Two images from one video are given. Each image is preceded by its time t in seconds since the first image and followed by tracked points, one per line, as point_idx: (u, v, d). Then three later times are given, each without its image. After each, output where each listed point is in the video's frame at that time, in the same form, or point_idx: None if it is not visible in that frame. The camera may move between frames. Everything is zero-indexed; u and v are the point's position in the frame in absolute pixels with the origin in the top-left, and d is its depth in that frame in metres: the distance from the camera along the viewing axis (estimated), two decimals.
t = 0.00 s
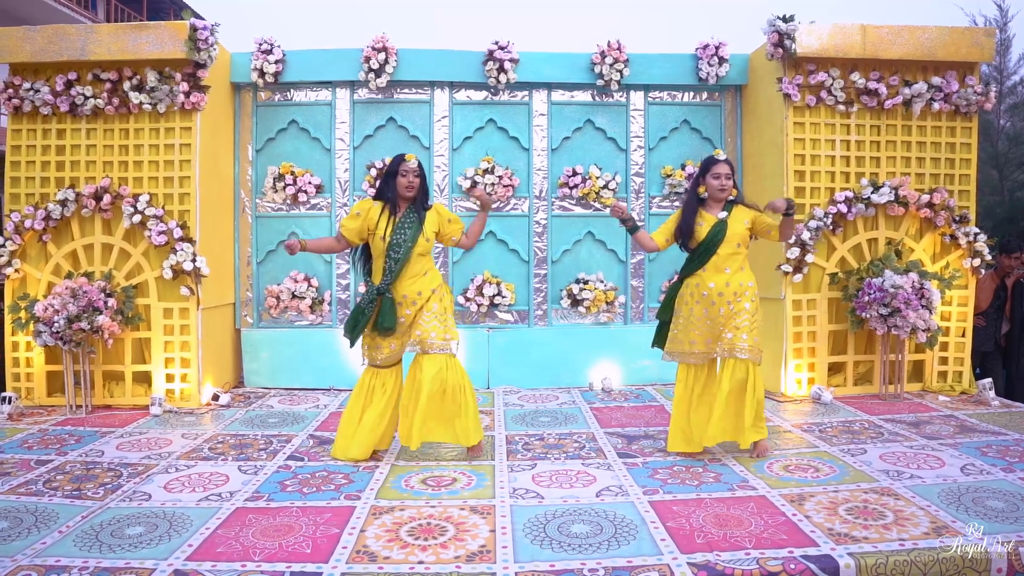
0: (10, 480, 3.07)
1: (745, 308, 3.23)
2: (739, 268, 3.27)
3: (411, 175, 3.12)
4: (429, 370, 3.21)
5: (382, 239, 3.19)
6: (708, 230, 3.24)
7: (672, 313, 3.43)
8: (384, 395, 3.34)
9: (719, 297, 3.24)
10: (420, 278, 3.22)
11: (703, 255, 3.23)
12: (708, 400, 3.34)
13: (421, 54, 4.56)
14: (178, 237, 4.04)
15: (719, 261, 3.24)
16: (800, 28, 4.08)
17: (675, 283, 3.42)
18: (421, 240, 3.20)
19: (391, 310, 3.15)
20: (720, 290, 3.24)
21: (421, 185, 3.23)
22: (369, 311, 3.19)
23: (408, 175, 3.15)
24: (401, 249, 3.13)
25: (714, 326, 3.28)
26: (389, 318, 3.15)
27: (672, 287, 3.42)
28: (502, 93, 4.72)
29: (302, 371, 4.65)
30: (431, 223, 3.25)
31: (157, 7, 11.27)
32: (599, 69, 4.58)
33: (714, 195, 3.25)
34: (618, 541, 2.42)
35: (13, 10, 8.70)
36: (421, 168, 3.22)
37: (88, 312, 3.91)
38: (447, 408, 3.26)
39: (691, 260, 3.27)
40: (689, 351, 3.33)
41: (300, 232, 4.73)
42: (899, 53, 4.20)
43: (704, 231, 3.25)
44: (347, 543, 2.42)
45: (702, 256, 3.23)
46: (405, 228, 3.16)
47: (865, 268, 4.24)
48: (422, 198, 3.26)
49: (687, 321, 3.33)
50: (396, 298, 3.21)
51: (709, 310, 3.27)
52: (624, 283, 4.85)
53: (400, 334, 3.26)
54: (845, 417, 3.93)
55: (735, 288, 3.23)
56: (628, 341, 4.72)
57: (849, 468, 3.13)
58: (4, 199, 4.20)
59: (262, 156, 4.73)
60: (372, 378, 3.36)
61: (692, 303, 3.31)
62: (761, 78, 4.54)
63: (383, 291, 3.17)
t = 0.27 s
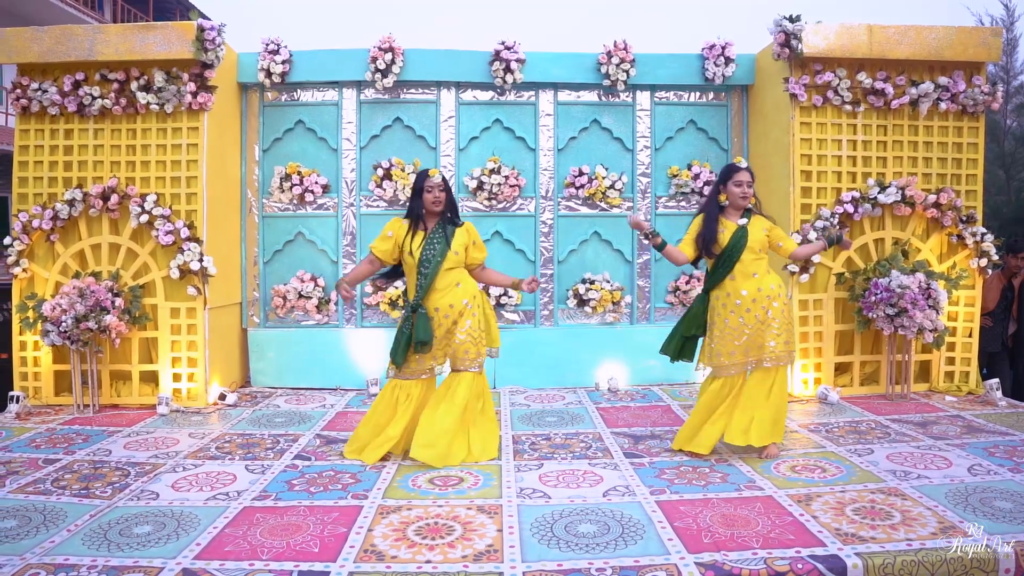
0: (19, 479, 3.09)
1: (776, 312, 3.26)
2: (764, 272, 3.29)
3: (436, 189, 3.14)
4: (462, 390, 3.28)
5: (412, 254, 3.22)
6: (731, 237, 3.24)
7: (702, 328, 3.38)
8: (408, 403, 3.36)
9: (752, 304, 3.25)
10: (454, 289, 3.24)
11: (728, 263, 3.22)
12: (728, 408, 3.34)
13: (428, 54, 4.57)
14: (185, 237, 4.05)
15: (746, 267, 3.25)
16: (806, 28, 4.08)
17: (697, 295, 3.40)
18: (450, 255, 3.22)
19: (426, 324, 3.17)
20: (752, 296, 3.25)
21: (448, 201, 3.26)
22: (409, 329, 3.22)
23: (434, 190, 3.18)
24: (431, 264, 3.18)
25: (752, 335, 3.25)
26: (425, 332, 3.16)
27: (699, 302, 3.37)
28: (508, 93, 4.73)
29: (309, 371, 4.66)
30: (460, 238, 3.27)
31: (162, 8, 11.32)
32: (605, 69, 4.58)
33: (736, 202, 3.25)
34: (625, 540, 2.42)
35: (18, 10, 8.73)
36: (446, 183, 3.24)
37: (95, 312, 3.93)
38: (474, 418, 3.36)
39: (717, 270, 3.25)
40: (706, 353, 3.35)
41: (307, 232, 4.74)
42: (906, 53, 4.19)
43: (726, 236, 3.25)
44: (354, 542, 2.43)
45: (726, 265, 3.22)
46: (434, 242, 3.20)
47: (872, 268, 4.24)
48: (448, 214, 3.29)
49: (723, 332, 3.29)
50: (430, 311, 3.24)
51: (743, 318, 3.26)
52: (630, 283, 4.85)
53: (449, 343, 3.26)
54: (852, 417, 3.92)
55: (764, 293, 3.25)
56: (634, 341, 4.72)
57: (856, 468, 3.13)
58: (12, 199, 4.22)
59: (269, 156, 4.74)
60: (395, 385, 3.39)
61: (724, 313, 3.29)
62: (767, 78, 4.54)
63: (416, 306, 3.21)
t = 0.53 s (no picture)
0: (25, 478, 3.10)
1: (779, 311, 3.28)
2: (773, 271, 3.31)
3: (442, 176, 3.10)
4: (474, 392, 3.29)
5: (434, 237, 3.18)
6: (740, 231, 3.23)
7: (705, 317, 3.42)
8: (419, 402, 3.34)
9: (757, 301, 3.26)
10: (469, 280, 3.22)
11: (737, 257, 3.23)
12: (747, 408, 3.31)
13: (431, 54, 4.58)
14: (189, 237, 4.07)
15: (755, 263, 3.27)
16: (810, 28, 4.08)
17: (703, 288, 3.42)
18: (470, 237, 3.18)
19: (440, 309, 3.14)
20: (759, 293, 3.26)
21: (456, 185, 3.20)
22: (428, 311, 3.17)
23: (440, 177, 3.14)
24: (452, 248, 3.13)
25: (750, 331, 3.27)
26: (439, 317, 3.13)
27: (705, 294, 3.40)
28: (512, 93, 4.74)
29: (313, 371, 4.67)
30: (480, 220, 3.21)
31: (166, 8, 11.36)
32: (609, 69, 4.58)
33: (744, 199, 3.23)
34: (629, 540, 2.43)
35: (22, 11, 8.76)
36: (452, 169, 3.19)
37: (100, 312, 3.94)
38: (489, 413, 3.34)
39: (725, 263, 3.26)
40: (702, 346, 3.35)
41: (311, 232, 4.76)
42: (910, 53, 4.19)
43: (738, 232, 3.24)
44: (359, 541, 2.44)
45: (733, 258, 3.24)
46: (455, 226, 3.15)
47: (876, 268, 4.23)
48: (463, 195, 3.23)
49: (722, 325, 3.30)
50: (444, 296, 3.20)
51: (748, 314, 3.27)
52: (634, 283, 4.85)
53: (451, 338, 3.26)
54: (856, 417, 3.92)
55: (771, 291, 3.26)
56: (638, 341, 4.72)
57: (860, 468, 3.13)
58: (17, 199, 4.23)
59: (273, 156, 4.75)
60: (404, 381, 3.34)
61: (727, 305, 3.30)
62: (771, 78, 4.55)
63: (431, 287, 3.17)
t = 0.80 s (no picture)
0: (29, 477, 3.11)
1: (754, 308, 3.28)
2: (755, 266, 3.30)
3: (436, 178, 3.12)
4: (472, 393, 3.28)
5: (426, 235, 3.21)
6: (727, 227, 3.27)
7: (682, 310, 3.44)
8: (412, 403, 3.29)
9: (734, 295, 3.26)
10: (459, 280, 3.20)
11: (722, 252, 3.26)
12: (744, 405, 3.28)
13: (434, 55, 4.58)
14: (193, 237, 4.08)
15: (737, 259, 3.27)
16: (813, 28, 4.08)
17: (683, 281, 3.45)
18: (463, 237, 3.19)
19: (429, 305, 3.12)
20: (735, 289, 3.26)
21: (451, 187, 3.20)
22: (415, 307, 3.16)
23: (434, 179, 3.15)
24: (442, 246, 3.13)
25: (725, 324, 3.26)
26: (428, 312, 3.11)
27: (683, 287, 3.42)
28: (515, 93, 4.74)
29: (316, 371, 4.68)
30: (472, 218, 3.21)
31: (170, 8, 11.39)
32: (612, 69, 4.59)
33: (732, 200, 3.26)
34: (632, 539, 2.43)
35: (25, 11, 8.78)
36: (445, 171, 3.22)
37: (105, 311, 3.95)
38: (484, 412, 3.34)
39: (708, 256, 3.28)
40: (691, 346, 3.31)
41: (314, 232, 4.76)
42: (913, 53, 4.19)
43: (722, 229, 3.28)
44: (363, 541, 2.44)
45: (716, 253, 3.26)
46: (446, 224, 3.16)
47: (879, 268, 4.23)
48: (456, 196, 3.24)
49: (701, 318, 3.29)
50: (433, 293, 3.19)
51: (727, 309, 3.27)
52: (637, 283, 4.85)
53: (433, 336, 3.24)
54: (858, 417, 3.92)
55: (749, 287, 3.27)
56: (640, 341, 4.73)
57: (862, 468, 3.13)
58: (21, 199, 4.25)
59: (277, 156, 4.76)
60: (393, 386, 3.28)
61: (703, 298, 3.31)
62: (773, 78, 4.55)
63: (419, 284, 3.16)
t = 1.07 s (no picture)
0: (32, 476, 3.11)
1: (740, 313, 3.27)
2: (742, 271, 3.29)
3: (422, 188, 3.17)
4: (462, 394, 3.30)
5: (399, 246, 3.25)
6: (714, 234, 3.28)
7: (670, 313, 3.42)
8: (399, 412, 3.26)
9: (721, 298, 3.25)
10: (429, 290, 3.21)
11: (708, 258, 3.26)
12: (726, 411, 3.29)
13: (437, 55, 4.59)
14: (196, 237, 4.09)
15: (725, 262, 3.25)
16: (815, 28, 4.08)
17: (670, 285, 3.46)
18: (433, 253, 3.20)
19: (389, 312, 3.12)
20: (723, 292, 3.26)
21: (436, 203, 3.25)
22: (377, 312, 3.17)
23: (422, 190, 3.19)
24: (412, 256, 3.16)
25: (710, 326, 3.24)
26: (385, 319, 3.11)
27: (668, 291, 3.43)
28: (517, 93, 4.74)
29: (318, 371, 4.68)
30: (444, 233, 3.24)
31: (172, 8, 11.40)
32: (614, 69, 4.59)
33: (721, 207, 3.26)
34: (635, 539, 2.43)
35: (26, 10, 8.78)
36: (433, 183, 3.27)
37: (107, 311, 3.96)
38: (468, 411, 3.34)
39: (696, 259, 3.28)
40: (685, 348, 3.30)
41: (316, 232, 4.77)
42: (915, 53, 4.19)
43: (711, 235, 3.30)
44: (365, 540, 2.44)
45: (704, 259, 3.26)
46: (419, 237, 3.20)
47: (881, 268, 4.23)
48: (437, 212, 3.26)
49: (689, 319, 3.29)
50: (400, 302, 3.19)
51: (713, 311, 3.25)
52: (639, 283, 4.85)
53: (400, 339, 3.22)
54: (861, 417, 3.92)
55: (736, 291, 3.26)
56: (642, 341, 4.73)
57: (865, 468, 3.13)
58: (24, 199, 4.25)
59: (279, 156, 4.77)
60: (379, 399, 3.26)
61: (689, 300, 3.31)
62: (776, 78, 4.55)
63: (385, 292, 3.16)
